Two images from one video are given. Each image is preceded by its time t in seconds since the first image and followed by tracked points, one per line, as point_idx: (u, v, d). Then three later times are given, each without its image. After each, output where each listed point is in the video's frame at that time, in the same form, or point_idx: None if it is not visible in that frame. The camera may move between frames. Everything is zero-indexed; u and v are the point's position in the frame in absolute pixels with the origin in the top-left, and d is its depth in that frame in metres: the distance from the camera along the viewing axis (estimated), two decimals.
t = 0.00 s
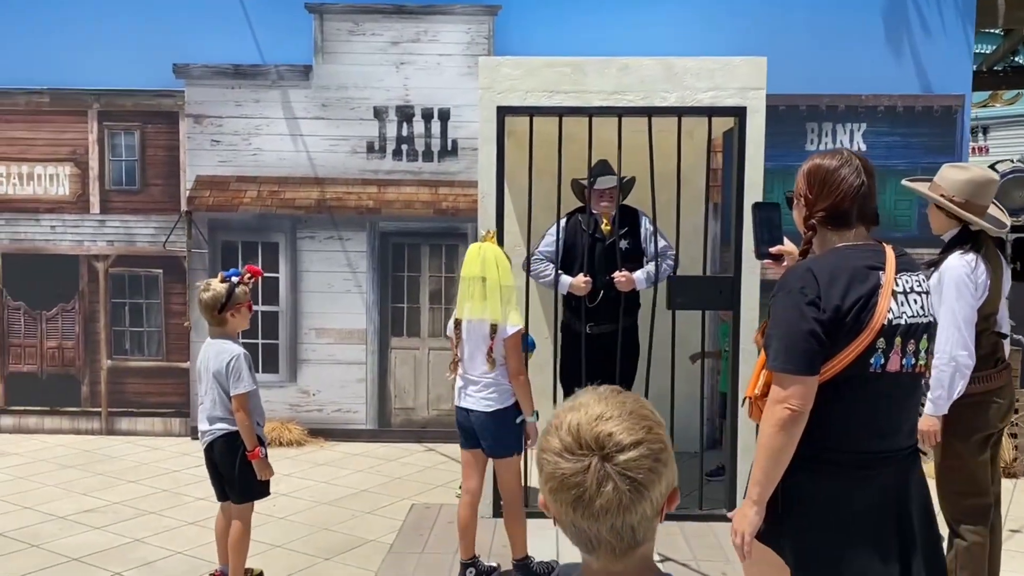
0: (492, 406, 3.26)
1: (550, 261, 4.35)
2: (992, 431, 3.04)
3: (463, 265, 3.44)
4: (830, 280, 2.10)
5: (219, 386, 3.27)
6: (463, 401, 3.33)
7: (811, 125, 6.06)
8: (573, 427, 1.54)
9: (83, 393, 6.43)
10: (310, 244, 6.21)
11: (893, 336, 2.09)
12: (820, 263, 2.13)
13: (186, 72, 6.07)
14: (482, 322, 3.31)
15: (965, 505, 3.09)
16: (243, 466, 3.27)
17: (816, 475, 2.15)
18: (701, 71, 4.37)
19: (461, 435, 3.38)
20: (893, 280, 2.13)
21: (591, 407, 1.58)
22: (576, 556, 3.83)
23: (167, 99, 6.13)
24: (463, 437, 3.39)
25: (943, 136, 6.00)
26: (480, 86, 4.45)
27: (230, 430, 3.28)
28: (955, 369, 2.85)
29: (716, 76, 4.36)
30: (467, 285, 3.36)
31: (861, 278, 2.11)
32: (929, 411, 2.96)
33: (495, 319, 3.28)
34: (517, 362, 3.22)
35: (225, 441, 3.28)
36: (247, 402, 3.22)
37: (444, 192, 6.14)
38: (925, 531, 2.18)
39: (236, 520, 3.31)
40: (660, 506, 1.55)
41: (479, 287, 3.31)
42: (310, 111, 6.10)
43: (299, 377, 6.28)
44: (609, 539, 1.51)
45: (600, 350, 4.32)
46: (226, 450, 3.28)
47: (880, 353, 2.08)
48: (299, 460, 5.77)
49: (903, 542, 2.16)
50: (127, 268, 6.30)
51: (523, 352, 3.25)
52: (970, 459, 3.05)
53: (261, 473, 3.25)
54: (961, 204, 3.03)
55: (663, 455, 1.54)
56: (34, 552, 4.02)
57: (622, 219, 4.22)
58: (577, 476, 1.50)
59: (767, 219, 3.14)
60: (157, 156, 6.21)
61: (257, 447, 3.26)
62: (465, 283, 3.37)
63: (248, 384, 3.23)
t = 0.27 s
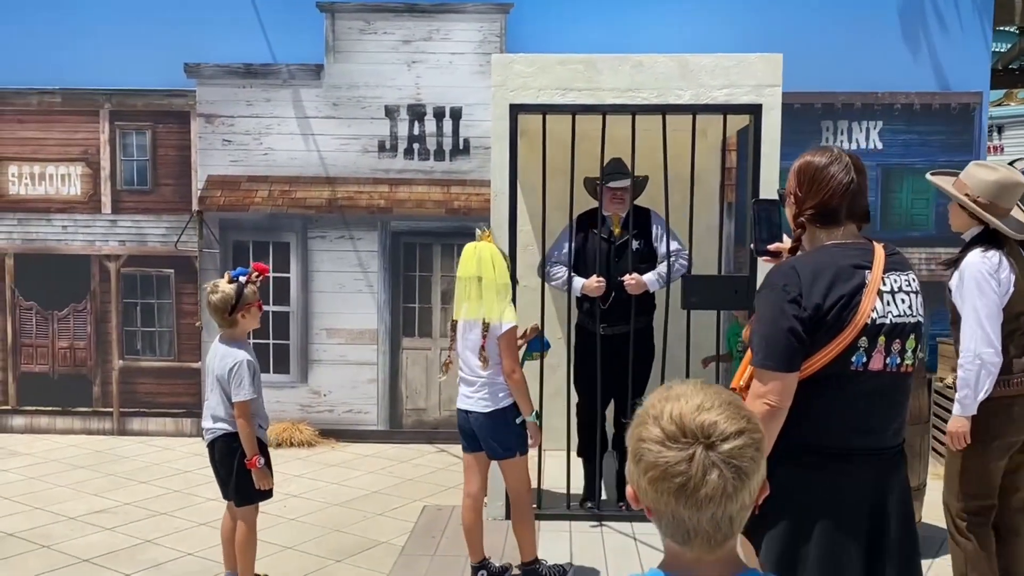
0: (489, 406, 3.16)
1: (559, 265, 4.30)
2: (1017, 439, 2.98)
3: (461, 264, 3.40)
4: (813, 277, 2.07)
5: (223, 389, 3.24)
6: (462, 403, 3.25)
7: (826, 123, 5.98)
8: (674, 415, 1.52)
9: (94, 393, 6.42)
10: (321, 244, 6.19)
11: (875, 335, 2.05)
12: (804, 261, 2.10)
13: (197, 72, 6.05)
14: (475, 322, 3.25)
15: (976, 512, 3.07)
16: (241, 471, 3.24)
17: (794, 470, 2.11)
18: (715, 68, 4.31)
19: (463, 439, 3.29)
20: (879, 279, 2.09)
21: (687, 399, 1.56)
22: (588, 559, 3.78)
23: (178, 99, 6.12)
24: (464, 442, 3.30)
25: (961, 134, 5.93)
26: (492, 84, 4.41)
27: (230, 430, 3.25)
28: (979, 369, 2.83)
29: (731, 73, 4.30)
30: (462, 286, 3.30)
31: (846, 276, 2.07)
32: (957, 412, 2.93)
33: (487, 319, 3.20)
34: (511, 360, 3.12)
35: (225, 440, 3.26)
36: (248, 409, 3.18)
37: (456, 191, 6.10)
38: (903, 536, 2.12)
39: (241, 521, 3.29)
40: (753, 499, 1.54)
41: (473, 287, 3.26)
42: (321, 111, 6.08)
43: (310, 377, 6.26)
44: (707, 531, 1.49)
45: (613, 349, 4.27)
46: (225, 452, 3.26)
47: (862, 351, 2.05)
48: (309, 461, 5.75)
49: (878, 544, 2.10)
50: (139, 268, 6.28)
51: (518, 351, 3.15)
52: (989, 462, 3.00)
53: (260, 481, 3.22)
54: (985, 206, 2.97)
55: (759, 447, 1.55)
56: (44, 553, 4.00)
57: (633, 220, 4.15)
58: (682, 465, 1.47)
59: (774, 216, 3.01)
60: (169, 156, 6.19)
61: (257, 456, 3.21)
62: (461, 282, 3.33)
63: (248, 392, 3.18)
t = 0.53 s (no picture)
0: (495, 416, 3.06)
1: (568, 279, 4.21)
2: None
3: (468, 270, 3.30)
4: (814, 285, 2.02)
5: (209, 400, 3.16)
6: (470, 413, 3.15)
7: (843, 124, 5.86)
8: (730, 424, 1.49)
9: (100, 399, 6.35)
10: (329, 248, 6.10)
11: (879, 346, 2.01)
12: (806, 268, 2.06)
13: (205, 74, 5.99)
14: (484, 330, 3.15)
15: (1003, 531, 2.93)
16: (225, 483, 3.15)
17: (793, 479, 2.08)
18: (731, 68, 4.20)
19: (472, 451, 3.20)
20: (884, 287, 2.04)
21: (744, 409, 1.53)
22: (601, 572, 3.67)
23: (185, 101, 6.04)
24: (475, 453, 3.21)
25: (982, 134, 5.80)
26: (502, 85, 4.32)
27: (215, 440, 3.17)
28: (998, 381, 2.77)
29: (747, 73, 4.19)
30: (471, 293, 3.21)
31: (849, 284, 2.03)
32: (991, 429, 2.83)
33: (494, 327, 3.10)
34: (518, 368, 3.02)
35: (209, 451, 3.18)
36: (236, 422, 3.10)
37: (465, 194, 6.00)
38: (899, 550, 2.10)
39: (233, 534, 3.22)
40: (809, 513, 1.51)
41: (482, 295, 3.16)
42: (329, 113, 6.00)
43: (318, 383, 6.18)
44: (763, 543, 1.45)
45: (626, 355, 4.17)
46: (208, 464, 3.17)
47: (865, 363, 2.01)
48: (317, 469, 5.66)
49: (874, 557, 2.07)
50: (145, 273, 6.21)
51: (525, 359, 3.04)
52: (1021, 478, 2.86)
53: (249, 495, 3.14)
54: (1009, 209, 2.86)
55: (816, 460, 1.52)
56: (46, 564, 3.92)
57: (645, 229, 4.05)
58: (739, 474, 1.44)
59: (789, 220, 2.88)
60: (175, 159, 6.12)
61: (245, 470, 3.13)
62: (468, 290, 3.24)
63: (235, 405, 3.10)
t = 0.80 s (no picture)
0: (509, 434, 2.94)
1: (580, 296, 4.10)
2: None
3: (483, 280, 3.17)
4: (834, 300, 1.86)
5: (183, 413, 3.03)
6: (481, 431, 3.03)
7: (861, 129, 5.72)
8: (721, 450, 1.46)
9: (105, 409, 6.27)
10: (338, 256, 6.00)
11: (904, 365, 1.84)
12: (826, 282, 1.89)
13: (211, 79, 5.88)
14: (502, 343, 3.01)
15: None
16: (199, 501, 3.03)
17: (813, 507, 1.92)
18: (749, 71, 4.08)
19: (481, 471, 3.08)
20: (909, 303, 1.86)
21: (735, 433, 1.49)
22: None
23: (192, 107, 5.96)
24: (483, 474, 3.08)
25: (1005, 139, 5.65)
26: (513, 89, 4.21)
27: (185, 460, 3.03)
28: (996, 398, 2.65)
29: (766, 76, 4.07)
30: (487, 305, 3.07)
31: (872, 299, 1.86)
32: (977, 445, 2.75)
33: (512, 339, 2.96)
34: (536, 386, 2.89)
35: (180, 472, 3.04)
36: (212, 436, 2.98)
37: (475, 201, 5.89)
38: None
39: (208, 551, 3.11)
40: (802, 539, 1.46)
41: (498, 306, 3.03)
42: (337, 119, 5.90)
43: (326, 393, 6.07)
44: (751, 569, 1.41)
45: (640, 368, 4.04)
46: (180, 483, 3.05)
47: (889, 383, 1.84)
48: (323, 481, 5.54)
49: None
50: (150, 281, 6.11)
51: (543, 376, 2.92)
52: None
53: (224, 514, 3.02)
54: None
55: (810, 487, 1.47)
56: None
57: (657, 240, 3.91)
58: (726, 501, 1.41)
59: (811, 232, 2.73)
60: (181, 166, 6.04)
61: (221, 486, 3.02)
62: (484, 300, 3.10)
63: (212, 417, 2.98)
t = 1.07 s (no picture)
0: (535, 451, 2.83)
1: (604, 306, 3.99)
2: None
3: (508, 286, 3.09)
4: (887, 310, 1.75)
5: (171, 425, 2.92)
6: (502, 447, 2.92)
7: (884, 134, 5.61)
8: (741, 448, 1.39)
9: (115, 417, 6.19)
10: (350, 262, 5.91)
11: (966, 378, 1.72)
12: (878, 291, 1.79)
13: (223, 83, 5.81)
14: (528, 351, 2.91)
15: None
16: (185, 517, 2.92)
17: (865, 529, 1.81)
18: (775, 73, 3.98)
19: (499, 490, 2.97)
20: (969, 311, 1.75)
21: (754, 429, 1.43)
22: None
23: (203, 112, 5.89)
24: (501, 493, 2.98)
25: None
26: (532, 92, 4.11)
27: (171, 474, 2.91)
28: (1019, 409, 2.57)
29: (791, 79, 3.96)
30: (512, 310, 2.98)
31: (928, 309, 1.75)
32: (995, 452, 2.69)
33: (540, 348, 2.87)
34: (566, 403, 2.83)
35: (164, 488, 2.92)
36: (211, 444, 2.91)
37: (489, 207, 5.80)
38: None
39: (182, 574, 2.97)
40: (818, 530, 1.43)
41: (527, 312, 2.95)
42: (350, 124, 5.82)
43: (338, 402, 5.98)
44: (768, 563, 1.39)
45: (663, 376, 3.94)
46: (164, 500, 2.92)
47: (950, 398, 1.73)
48: (336, 491, 5.45)
49: None
50: (160, 288, 6.03)
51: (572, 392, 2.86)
52: None
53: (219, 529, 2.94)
54: None
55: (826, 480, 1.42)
56: None
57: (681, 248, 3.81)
58: (744, 500, 1.36)
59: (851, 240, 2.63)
60: (193, 171, 5.97)
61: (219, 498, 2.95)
62: (511, 307, 3.01)
63: (211, 424, 2.92)
